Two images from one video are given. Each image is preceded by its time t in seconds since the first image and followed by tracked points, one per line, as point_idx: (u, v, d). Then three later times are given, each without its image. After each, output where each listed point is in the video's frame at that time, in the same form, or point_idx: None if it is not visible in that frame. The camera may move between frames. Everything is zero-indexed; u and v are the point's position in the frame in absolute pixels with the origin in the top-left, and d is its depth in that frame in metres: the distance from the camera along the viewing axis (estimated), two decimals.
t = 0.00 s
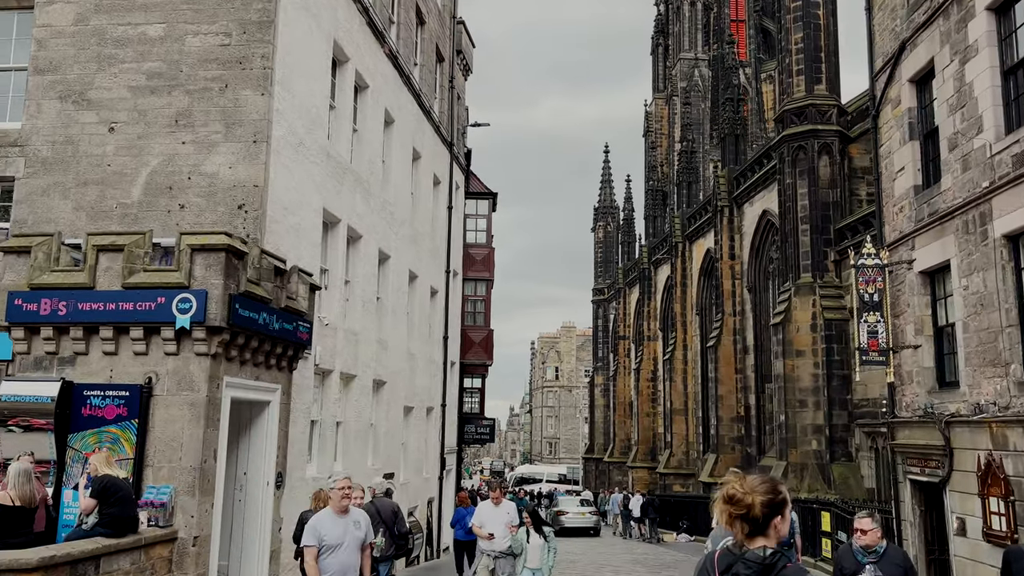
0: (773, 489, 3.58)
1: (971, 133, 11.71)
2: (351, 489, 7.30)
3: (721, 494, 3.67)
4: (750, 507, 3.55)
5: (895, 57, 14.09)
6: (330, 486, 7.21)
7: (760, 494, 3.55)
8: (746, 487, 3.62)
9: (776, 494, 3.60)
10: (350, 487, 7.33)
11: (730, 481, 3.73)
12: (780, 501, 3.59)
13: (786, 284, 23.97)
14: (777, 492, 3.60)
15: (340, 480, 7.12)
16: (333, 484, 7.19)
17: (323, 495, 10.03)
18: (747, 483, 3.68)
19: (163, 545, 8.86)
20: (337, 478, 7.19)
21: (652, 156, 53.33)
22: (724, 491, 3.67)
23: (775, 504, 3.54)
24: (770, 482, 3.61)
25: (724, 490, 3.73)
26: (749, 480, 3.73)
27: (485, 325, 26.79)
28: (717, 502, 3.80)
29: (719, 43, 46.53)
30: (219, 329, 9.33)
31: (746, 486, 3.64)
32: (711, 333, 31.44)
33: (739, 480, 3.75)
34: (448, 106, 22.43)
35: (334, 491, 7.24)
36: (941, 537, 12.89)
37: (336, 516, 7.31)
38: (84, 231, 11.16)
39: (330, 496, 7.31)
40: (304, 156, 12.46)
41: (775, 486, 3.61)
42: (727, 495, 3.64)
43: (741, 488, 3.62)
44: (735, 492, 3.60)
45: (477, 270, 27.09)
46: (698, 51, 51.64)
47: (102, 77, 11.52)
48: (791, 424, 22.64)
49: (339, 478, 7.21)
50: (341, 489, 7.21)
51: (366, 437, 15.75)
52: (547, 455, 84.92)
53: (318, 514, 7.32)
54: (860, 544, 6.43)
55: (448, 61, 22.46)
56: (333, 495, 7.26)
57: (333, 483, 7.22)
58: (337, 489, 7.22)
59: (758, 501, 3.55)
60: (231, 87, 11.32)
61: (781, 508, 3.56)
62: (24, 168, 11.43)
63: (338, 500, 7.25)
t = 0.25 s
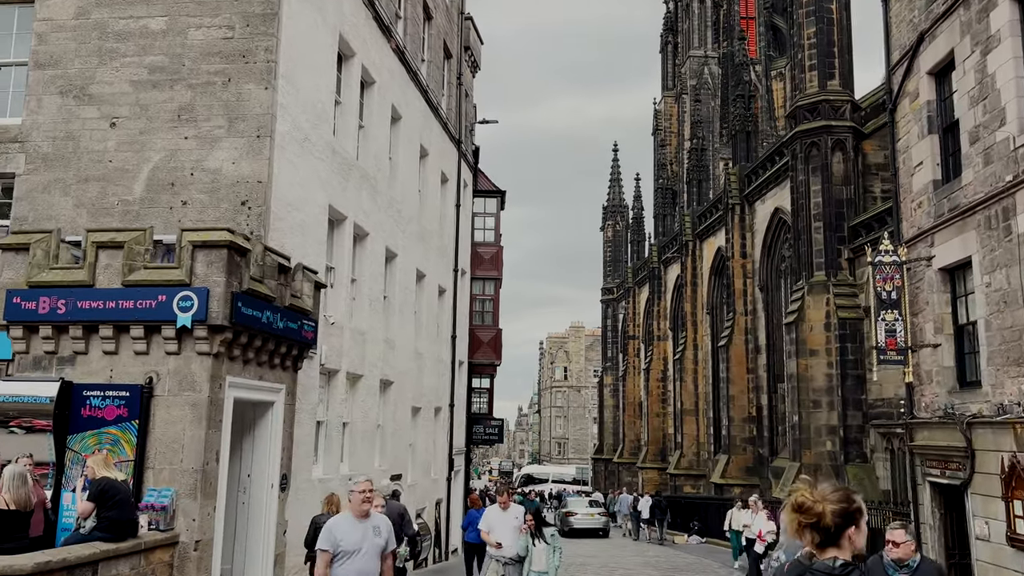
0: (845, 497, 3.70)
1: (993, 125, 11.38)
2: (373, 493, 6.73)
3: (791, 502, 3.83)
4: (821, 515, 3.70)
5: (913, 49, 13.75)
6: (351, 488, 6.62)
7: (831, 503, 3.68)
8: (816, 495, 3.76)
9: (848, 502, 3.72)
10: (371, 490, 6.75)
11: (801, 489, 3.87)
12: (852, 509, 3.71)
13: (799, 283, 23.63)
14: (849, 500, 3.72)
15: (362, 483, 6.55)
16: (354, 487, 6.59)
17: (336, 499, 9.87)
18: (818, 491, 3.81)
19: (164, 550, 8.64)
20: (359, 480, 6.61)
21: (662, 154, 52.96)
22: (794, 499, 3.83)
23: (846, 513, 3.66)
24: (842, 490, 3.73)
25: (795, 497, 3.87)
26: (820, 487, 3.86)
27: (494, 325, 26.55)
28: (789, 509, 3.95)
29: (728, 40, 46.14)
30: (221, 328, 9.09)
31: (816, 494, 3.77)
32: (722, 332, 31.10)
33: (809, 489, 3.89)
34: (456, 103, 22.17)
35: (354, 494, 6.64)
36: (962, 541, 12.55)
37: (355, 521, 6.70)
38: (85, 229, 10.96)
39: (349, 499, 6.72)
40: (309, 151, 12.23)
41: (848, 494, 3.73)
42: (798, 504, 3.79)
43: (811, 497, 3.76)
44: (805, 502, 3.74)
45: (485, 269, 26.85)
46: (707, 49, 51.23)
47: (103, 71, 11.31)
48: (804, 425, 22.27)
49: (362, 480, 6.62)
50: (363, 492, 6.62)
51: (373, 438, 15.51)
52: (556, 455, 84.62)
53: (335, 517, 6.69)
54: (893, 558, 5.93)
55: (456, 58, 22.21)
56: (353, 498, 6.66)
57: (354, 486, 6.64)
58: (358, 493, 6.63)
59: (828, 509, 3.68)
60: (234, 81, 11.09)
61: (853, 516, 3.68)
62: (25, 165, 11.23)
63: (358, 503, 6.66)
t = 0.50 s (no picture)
0: (927, 496, 3.38)
1: (1016, 114, 11.08)
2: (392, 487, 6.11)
3: (866, 501, 3.58)
4: (894, 515, 3.42)
5: (931, 38, 13.46)
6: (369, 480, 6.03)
7: (907, 502, 3.39)
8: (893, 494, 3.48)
9: (931, 502, 3.39)
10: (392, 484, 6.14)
11: (880, 487, 3.58)
12: (935, 509, 3.38)
13: (811, 279, 23.32)
14: (934, 499, 3.39)
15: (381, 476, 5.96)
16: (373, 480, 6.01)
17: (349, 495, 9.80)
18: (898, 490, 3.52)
19: (166, 548, 8.44)
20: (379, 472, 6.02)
21: (670, 152, 52.66)
22: (868, 498, 3.58)
23: (925, 513, 3.36)
24: (925, 488, 3.41)
25: (871, 496, 3.60)
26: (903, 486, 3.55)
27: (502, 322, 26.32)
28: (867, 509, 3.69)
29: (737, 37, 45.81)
30: (224, 321, 8.88)
31: (893, 493, 3.48)
32: (732, 330, 30.81)
33: (888, 488, 3.62)
34: (464, 98, 21.93)
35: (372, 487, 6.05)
36: (982, 541, 12.26)
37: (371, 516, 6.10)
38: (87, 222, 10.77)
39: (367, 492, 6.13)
40: (314, 143, 12.02)
41: (933, 493, 3.40)
42: (870, 502, 3.54)
43: (886, 496, 3.49)
44: (876, 500, 3.49)
45: (493, 266, 26.63)
46: (716, 46, 50.88)
47: (106, 62, 11.11)
48: (817, 423, 21.96)
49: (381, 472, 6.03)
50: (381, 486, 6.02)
51: (381, 436, 15.30)
52: (564, 455, 84.37)
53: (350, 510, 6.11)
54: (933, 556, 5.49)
55: (463, 52, 21.97)
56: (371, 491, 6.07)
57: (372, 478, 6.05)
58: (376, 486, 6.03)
59: (905, 509, 3.39)
60: (238, 71, 10.88)
61: (935, 517, 3.35)
62: (26, 157, 11.05)
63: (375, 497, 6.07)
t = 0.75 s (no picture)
0: None
1: None
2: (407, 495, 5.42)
3: (975, 497, 3.99)
4: (1002, 515, 3.83)
5: (951, 28, 13.14)
6: (381, 487, 5.35)
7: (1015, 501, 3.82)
8: (1002, 493, 3.89)
9: None
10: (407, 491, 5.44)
11: (988, 484, 4.00)
12: None
13: (824, 277, 23.00)
14: None
15: (394, 482, 5.28)
16: (385, 487, 5.33)
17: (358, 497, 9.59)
18: (1005, 488, 3.92)
19: (169, 551, 8.22)
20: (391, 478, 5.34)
21: (678, 150, 52.30)
22: (977, 495, 3.99)
23: None
24: None
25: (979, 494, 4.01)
26: (1010, 485, 3.95)
27: (510, 321, 26.09)
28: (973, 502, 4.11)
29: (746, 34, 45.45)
30: (229, 318, 8.65)
31: (1001, 492, 3.89)
32: (743, 329, 30.49)
33: (995, 487, 4.03)
34: (472, 94, 21.68)
35: (384, 495, 5.37)
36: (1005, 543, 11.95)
37: (385, 527, 5.41)
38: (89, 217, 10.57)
39: (379, 500, 5.45)
40: (321, 137, 11.79)
41: None
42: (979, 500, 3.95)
43: (994, 495, 3.90)
44: (985, 498, 3.90)
45: (501, 264, 26.38)
46: (725, 44, 50.49)
47: (108, 54, 10.90)
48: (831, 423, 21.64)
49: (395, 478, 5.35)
50: (394, 494, 5.33)
51: (389, 435, 15.07)
52: (571, 455, 84.09)
53: (361, 519, 5.44)
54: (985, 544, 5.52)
55: (472, 48, 21.72)
56: (383, 500, 5.38)
57: (384, 485, 5.36)
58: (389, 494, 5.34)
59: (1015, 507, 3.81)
60: (243, 63, 10.65)
61: None
62: (28, 151, 10.85)
63: (388, 506, 5.38)
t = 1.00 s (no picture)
0: None
1: None
2: (420, 489, 4.92)
3: None
4: None
5: (970, 18, 12.85)
6: (391, 479, 4.83)
7: None
8: None
9: None
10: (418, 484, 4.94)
11: None
12: None
13: (836, 275, 22.70)
14: None
15: (408, 473, 4.79)
16: (396, 478, 4.82)
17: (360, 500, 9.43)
18: None
19: (172, 552, 8.00)
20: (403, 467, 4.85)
21: (686, 148, 51.98)
22: None
23: None
24: None
25: None
26: None
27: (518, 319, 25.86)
28: None
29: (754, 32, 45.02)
30: (232, 314, 8.42)
31: None
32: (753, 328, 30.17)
33: None
34: (479, 90, 21.43)
35: (396, 488, 4.84)
36: None
37: (395, 524, 4.88)
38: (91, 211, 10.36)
39: (387, 495, 4.92)
40: (326, 130, 11.55)
41: None
42: None
43: None
44: None
45: (509, 262, 26.15)
46: (733, 41, 50.09)
47: (110, 45, 10.67)
48: (843, 423, 21.35)
49: (405, 468, 4.85)
50: (408, 485, 4.83)
51: (396, 435, 14.84)
52: (578, 455, 83.79)
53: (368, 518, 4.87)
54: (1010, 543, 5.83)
55: (479, 43, 21.47)
56: (395, 493, 4.85)
57: (396, 476, 4.84)
58: (402, 485, 4.84)
59: None
60: (247, 54, 10.43)
61: None
62: (28, 144, 10.64)
63: (400, 499, 4.86)
